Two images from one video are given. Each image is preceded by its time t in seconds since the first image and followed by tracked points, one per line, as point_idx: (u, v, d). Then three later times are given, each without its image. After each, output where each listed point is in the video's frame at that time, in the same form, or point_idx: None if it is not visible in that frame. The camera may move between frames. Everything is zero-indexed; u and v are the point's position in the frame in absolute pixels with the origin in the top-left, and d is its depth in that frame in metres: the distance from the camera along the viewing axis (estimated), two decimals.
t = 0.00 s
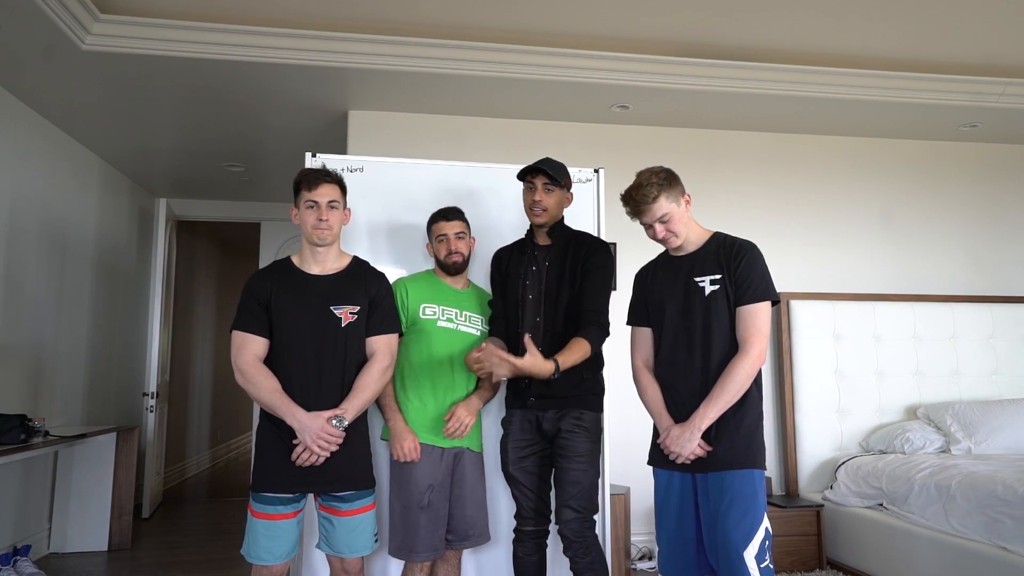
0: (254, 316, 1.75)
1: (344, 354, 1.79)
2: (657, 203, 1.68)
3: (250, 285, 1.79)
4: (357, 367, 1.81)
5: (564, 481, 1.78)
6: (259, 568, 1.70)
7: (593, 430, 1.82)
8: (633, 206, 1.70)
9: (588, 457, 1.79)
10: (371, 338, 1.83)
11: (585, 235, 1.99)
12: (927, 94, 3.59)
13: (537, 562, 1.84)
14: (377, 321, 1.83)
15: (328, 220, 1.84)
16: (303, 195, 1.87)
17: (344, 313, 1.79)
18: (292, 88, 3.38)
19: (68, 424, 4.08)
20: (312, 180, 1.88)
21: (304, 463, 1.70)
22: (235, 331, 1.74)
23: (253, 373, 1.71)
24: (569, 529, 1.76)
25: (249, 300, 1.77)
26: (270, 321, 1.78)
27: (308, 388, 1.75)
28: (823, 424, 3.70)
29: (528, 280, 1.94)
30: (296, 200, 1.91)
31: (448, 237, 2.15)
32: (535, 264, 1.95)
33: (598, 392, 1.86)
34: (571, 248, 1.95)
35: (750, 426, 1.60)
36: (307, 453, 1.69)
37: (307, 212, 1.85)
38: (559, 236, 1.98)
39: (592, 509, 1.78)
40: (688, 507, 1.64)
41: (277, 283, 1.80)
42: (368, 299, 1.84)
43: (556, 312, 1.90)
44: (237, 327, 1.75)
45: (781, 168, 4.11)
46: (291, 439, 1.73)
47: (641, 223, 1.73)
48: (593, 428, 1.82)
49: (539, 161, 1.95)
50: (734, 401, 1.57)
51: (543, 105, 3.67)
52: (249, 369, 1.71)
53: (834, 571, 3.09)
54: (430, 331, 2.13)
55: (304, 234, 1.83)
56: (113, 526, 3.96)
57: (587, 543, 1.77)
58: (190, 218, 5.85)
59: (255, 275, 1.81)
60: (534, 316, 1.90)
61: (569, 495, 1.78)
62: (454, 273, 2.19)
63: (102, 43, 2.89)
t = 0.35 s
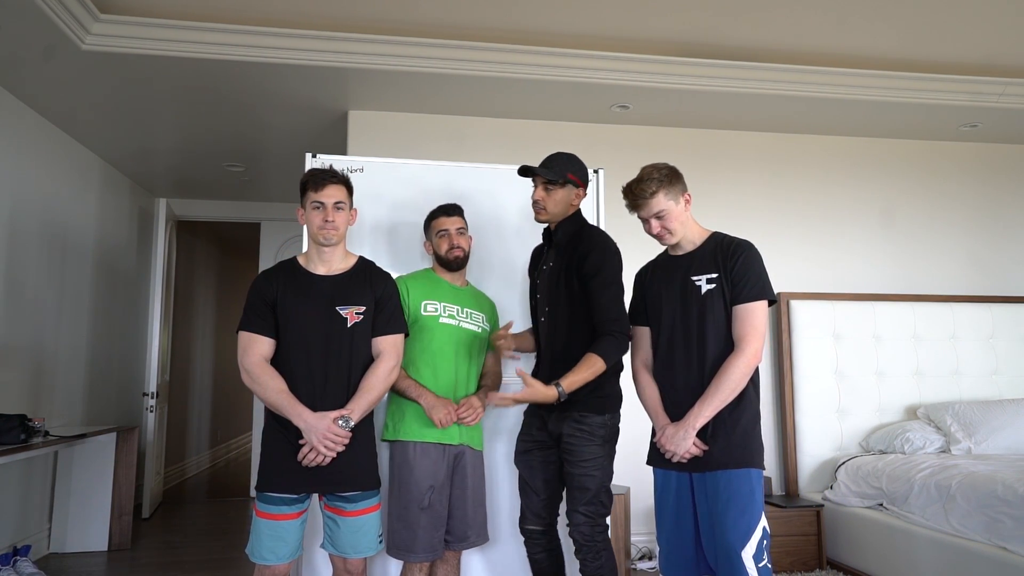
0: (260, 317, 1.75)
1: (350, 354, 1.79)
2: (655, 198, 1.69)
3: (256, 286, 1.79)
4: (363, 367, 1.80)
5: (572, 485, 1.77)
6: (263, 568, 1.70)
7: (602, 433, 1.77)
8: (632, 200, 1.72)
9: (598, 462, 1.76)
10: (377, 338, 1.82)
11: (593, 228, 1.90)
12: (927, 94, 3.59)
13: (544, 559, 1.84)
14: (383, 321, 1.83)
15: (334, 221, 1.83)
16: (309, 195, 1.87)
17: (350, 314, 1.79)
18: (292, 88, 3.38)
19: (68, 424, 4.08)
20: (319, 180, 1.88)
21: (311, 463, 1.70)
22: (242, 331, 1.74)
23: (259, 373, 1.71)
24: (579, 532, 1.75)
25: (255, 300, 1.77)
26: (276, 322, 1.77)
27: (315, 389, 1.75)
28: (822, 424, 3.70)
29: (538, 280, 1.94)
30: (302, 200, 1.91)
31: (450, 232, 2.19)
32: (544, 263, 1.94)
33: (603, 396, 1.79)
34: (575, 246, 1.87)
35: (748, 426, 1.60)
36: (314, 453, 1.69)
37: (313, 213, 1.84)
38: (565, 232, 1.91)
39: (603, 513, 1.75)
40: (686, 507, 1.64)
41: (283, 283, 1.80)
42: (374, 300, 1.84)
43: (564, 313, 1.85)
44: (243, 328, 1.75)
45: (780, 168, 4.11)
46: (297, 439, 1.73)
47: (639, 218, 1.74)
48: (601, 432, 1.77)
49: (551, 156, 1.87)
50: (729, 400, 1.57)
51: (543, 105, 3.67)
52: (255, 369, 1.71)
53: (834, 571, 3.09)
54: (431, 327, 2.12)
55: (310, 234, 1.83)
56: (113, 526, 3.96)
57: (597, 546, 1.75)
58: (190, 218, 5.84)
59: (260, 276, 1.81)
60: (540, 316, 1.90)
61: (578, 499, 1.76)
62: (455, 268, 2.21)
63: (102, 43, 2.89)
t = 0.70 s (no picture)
0: (261, 317, 1.75)
1: (353, 354, 1.79)
2: (657, 191, 1.70)
3: (255, 286, 1.78)
4: (365, 367, 1.81)
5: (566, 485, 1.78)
6: (264, 568, 1.70)
7: (594, 433, 1.79)
8: (636, 190, 1.74)
9: (590, 462, 1.78)
10: (378, 337, 1.83)
11: (604, 231, 1.94)
12: (927, 94, 3.59)
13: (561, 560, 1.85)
14: (385, 322, 1.84)
15: (337, 220, 1.84)
16: (311, 195, 1.87)
17: (352, 314, 1.79)
18: (292, 88, 3.38)
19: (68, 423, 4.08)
20: (320, 180, 1.88)
21: (314, 463, 1.70)
22: (243, 331, 1.74)
23: (261, 373, 1.71)
24: (575, 532, 1.76)
25: (256, 300, 1.77)
26: (277, 322, 1.77)
27: (317, 389, 1.75)
28: (822, 424, 3.70)
29: (547, 279, 1.99)
30: (303, 200, 1.91)
31: (470, 226, 2.26)
32: (554, 263, 1.99)
33: (593, 394, 1.81)
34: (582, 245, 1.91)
35: (743, 425, 1.59)
36: (318, 453, 1.70)
37: (315, 213, 1.84)
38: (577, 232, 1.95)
39: (598, 512, 1.76)
40: (684, 506, 1.64)
41: (284, 284, 1.80)
42: (375, 300, 1.84)
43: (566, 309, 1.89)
44: (244, 328, 1.74)
45: (780, 168, 4.12)
46: (299, 439, 1.73)
47: (641, 208, 1.76)
48: (593, 432, 1.79)
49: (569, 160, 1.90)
50: (726, 399, 1.56)
51: (543, 105, 3.67)
52: (256, 369, 1.71)
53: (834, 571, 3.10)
54: (429, 326, 2.13)
55: (313, 234, 1.82)
56: (114, 526, 3.96)
57: (593, 546, 1.76)
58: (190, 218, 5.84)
59: (261, 276, 1.81)
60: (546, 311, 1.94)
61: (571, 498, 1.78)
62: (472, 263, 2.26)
63: (102, 43, 2.89)
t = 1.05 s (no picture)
0: (260, 317, 1.74)
1: (352, 354, 1.79)
2: (681, 178, 1.72)
3: (254, 287, 1.77)
4: (365, 367, 1.81)
5: (557, 484, 1.80)
6: (264, 569, 1.70)
7: (582, 433, 1.79)
8: (663, 177, 1.76)
9: (578, 462, 1.79)
10: (377, 337, 1.83)
11: (613, 239, 1.93)
12: (928, 94, 3.59)
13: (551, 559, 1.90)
14: (384, 321, 1.84)
15: (336, 219, 1.84)
16: (309, 194, 1.87)
17: (352, 314, 1.80)
18: (293, 88, 3.38)
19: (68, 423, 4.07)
20: (320, 179, 1.88)
21: (315, 463, 1.70)
22: (242, 331, 1.73)
23: (261, 374, 1.70)
24: (560, 534, 1.78)
25: (256, 300, 1.76)
26: (276, 322, 1.76)
27: (317, 389, 1.75)
28: (822, 424, 3.70)
29: (557, 282, 2.04)
30: (301, 200, 1.91)
31: (472, 227, 2.26)
32: (565, 267, 2.04)
33: (588, 394, 1.81)
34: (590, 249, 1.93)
35: (739, 428, 1.56)
36: (318, 453, 1.69)
37: (314, 212, 1.84)
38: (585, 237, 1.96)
39: (579, 513, 1.77)
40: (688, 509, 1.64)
41: (283, 284, 1.79)
42: (375, 300, 1.85)
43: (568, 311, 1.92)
44: (243, 329, 1.73)
45: (781, 168, 4.11)
46: (299, 440, 1.72)
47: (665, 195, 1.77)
48: (581, 432, 1.80)
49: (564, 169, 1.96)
50: (724, 399, 1.54)
51: (543, 106, 3.67)
52: (256, 370, 1.70)
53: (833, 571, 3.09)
54: (430, 325, 2.13)
55: (310, 233, 1.83)
56: (114, 526, 3.96)
57: (577, 548, 1.77)
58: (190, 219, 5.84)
59: (260, 276, 1.80)
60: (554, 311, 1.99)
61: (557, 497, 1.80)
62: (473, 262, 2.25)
63: (102, 43, 2.89)
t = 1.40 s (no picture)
0: (260, 317, 1.74)
1: (352, 354, 1.80)
2: (718, 156, 1.67)
3: (253, 287, 1.77)
4: (364, 367, 1.81)
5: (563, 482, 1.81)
6: (263, 570, 1.70)
7: (586, 432, 1.81)
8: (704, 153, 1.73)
9: (583, 461, 1.80)
10: (376, 337, 1.84)
11: (621, 233, 1.96)
12: (928, 94, 3.59)
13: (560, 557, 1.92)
14: (383, 320, 1.84)
15: (336, 219, 1.84)
16: (309, 194, 1.87)
17: (352, 313, 1.80)
18: (293, 88, 3.38)
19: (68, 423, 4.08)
20: (319, 178, 1.88)
21: (315, 463, 1.70)
22: (241, 331, 1.73)
23: (260, 374, 1.70)
24: (574, 532, 1.79)
25: (255, 300, 1.75)
26: (275, 322, 1.76)
27: (316, 389, 1.75)
28: (822, 424, 3.70)
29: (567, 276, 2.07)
30: (301, 199, 1.91)
31: (471, 228, 2.23)
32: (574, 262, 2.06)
33: (586, 393, 1.83)
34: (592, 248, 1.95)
35: (772, 428, 1.50)
36: (319, 453, 1.70)
37: (315, 212, 1.84)
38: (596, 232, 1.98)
39: (590, 513, 1.78)
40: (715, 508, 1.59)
41: (282, 283, 1.79)
42: (374, 299, 1.85)
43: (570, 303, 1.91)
44: (241, 329, 1.73)
45: (780, 168, 4.11)
46: (299, 440, 1.73)
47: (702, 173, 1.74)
48: (583, 430, 1.82)
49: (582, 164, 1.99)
50: (752, 400, 1.49)
51: (544, 105, 3.67)
52: (256, 370, 1.70)
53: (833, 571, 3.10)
54: (433, 324, 2.13)
55: (309, 233, 1.83)
56: (114, 526, 3.96)
57: (590, 546, 1.78)
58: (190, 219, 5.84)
59: (260, 275, 1.79)
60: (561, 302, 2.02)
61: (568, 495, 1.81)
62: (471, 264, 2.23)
63: (102, 43, 2.90)
